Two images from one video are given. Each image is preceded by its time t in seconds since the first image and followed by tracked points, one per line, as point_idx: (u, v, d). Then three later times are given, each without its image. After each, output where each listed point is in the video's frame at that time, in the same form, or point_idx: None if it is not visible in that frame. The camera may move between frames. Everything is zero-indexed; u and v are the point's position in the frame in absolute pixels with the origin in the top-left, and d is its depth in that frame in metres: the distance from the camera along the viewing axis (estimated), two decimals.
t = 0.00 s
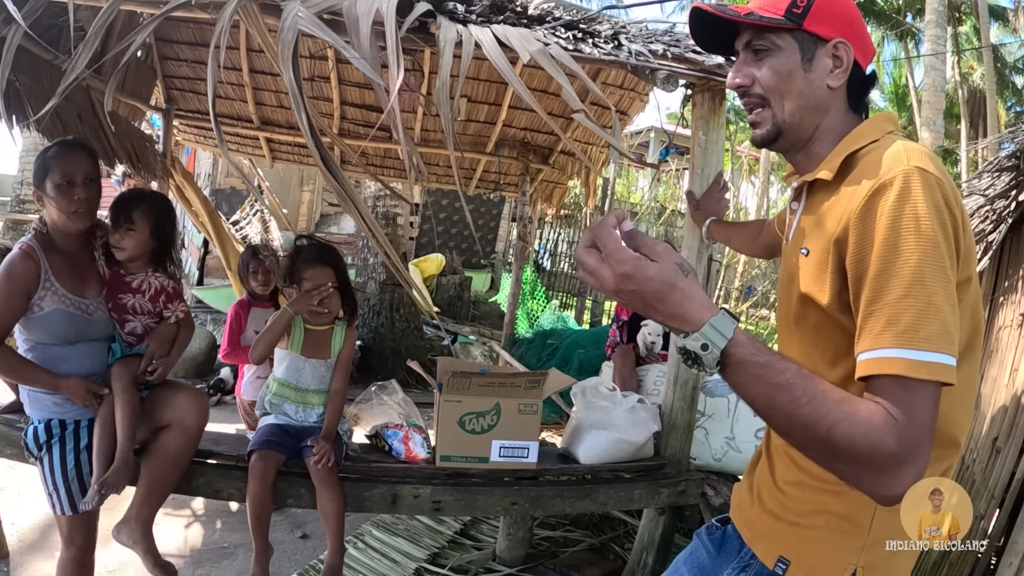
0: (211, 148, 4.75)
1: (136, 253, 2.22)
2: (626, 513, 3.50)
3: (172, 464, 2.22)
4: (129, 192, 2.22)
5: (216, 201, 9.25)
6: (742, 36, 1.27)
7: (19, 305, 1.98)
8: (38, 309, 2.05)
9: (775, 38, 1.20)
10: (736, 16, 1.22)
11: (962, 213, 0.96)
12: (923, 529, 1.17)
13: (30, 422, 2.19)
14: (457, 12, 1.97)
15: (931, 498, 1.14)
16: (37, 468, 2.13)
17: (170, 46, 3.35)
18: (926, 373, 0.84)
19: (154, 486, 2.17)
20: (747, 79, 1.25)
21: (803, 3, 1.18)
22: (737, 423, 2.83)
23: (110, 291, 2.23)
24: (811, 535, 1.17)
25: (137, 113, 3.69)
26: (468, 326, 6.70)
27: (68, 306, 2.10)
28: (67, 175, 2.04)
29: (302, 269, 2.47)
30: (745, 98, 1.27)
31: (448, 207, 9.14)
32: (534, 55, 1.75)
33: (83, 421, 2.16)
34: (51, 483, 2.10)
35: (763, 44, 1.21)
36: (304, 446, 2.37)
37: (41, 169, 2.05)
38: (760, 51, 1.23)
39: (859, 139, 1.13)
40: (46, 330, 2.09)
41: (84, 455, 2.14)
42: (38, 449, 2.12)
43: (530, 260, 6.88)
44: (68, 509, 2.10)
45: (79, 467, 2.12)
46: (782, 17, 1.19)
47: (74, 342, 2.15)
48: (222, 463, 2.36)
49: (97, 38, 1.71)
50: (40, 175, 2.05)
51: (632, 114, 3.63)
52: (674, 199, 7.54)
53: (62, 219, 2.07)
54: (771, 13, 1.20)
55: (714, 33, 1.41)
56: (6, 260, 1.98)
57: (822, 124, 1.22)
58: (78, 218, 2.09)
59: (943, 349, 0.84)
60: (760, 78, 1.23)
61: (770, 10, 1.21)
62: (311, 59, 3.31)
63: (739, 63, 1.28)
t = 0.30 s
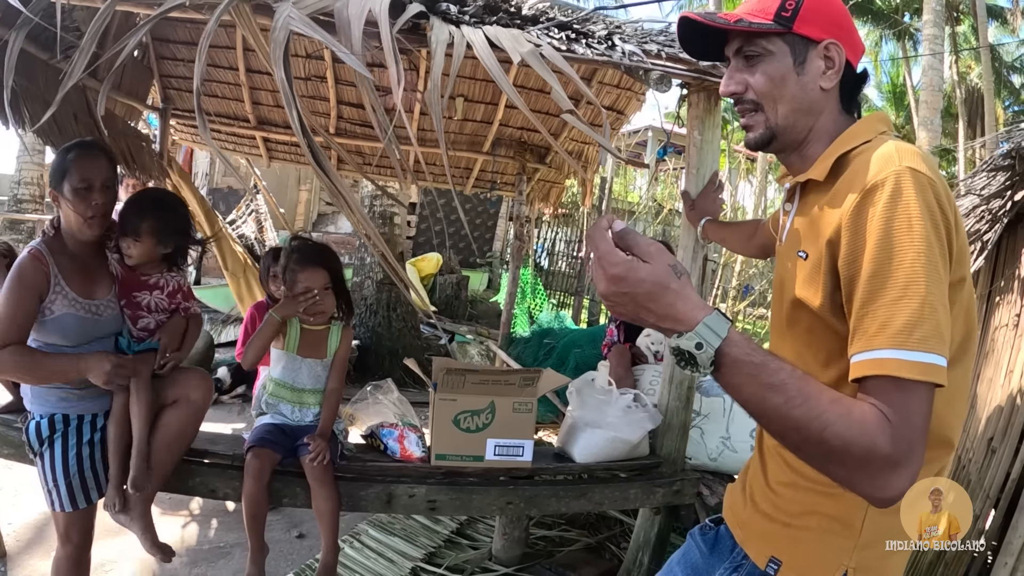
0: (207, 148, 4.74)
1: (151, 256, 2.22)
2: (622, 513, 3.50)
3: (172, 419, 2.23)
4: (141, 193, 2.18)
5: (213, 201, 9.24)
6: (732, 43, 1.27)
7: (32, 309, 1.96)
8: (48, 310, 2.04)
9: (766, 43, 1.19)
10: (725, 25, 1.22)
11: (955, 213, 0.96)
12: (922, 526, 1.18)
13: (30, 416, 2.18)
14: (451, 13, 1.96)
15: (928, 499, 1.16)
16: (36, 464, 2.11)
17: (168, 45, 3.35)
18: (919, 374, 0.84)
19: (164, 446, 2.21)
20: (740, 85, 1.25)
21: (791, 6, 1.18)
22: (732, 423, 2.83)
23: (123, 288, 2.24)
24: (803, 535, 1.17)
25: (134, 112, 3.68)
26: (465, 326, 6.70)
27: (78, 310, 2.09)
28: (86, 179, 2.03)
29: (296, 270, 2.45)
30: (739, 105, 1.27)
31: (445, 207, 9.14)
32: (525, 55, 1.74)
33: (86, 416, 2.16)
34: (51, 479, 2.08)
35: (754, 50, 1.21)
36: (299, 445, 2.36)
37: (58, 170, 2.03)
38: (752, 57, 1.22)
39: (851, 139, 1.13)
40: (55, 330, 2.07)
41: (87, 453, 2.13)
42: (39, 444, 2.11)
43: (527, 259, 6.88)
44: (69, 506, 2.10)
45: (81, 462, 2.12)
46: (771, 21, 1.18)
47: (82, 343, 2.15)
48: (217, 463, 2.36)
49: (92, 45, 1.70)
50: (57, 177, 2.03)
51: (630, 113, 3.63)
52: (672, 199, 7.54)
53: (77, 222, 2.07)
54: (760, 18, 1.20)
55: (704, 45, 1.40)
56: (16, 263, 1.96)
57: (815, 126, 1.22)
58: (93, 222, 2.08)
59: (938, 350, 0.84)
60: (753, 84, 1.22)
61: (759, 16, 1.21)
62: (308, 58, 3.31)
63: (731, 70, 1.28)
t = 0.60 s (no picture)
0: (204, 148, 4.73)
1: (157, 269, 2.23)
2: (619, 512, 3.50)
3: (178, 427, 2.23)
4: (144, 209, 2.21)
5: (211, 200, 9.25)
6: (718, 46, 1.27)
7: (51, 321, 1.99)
8: (59, 320, 2.05)
9: (750, 46, 1.20)
10: (710, 28, 1.22)
11: (943, 217, 0.95)
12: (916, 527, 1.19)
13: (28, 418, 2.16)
14: (442, 14, 1.96)
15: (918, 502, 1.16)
16: (36, 467, 2.11)
17: (164, 46, 3.35)
18: (904, 381, 0.84)
19: (167, 451, 2.22)
20: (726, 90, 1.25)
21: (776, 8, 1.18)
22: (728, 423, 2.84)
23: (129, 301, 2.24)
24: (793, 539, 1.17)
25: (131, 113, 3.68)
26: (463, 325, 6.70)
27: (87, 319, 2.10)
28: (96, 187, 2.07)
29: (291, 271, 2.47)
30: (726, 110, 1.26)
31: (443, 205, 9.14)
32: (514, 59, 1.74)
33: (86, 419, 2.14)
34: (53, 483, 2.09)
35: (739, 53, 1.21)
36: (294, 445, 2.36)
37: (69, 177, 2.06)
38: (737, 60, 1.22)
39: (840, 142, 1.13)
40: (65, 339, 2.08)
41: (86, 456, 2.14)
42: (40, 447, 2.10)
43: (524, 259, 6.88)
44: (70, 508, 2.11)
45: (82, 465, 2.13)
46: (756, 24, 1.18)
47: (87, 350, 2.15)
48: (212, 464, 2.36)
49: (84, 53, 1.70)
50: (68, 183, 2.06)
51: (626, 113, 3.62)
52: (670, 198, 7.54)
53: (86, 230, 2.09)
54: (744, 21, 1.20)
55: (690, 48, 1.41)
56: (23, 275, 1.96)
57: (802, 128, 1.22)
58: (102, 230, 2.11)
59: (923, 356, 0.84)
60: (739, 88, 1.22)
61: (744, 18, 1.21)
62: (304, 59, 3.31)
63: (716, 73, 1.28)
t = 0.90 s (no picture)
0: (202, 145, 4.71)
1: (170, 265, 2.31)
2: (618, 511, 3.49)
3: (177, 426, 2.23)
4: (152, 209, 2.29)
5: (210, 198, 9.25)
6: (713, 41, 1.25)
7: (54, 316, 1.97)
8: (60, 314, 2.03)
9: (745, 40, 1.18)
10: (703, 23, 1.20)
11: (941, 211, 0.94)
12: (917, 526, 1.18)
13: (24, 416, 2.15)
14: (437, 9, 1.95)
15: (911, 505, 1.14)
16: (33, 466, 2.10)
17: (162, 43, 3.34)
18: (902, 378, 0.83)
19: (163, 450, 2.20)
20: (721, 85, 1.23)
21: (770, 2, 1.17)
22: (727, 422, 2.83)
23: (136, 291, 2.28)
24: (793, 539, 1.16)
25: (129, 111, 3.65)
26: (462, 323, 6.69)
27: (88, 314, 2.09)
28: (99, 182, 2.07)
29: (287, 269, 2.44)
30: (721, 104, 1.25)
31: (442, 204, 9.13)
32: (509, 51, 1.73)
33: (81, 417, 2.13)
34: (49, 481, 2.08)
35: (733, 47, 1.20)
36: (291, 444, 2.35)
37: (72, 174, 2.06)
38: (732, 54, 1.21)
39: (837, 137, 1.12)
40: (65, 335, 2.07)
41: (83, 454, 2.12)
42: (35, 446, 2.09)
43: (523, 257, 6.87)
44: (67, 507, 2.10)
45: (78, 464, 2.11)
46: (750, 18, 1.17)
47: (86, 346, 2.13)
48: (209, 463, 2.35)
49: (77, 46, 1.68)
50: (71, 180, 2.06)
51: (625, 110, 3.60)
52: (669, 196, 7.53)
53: (90, 225, 2.08)
54: (739, 15, 1.19)
55: (686, 43, 1.39)
56: (26, 267, 1.95)
57: (798, 123, 1.21)
58: (108, 224, 2.10)
59: (920, 353, 0.83)
60: (734, 83, 1.21)
61: (738, 12, 1.20)
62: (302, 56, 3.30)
63: (711, 68, 1.26)
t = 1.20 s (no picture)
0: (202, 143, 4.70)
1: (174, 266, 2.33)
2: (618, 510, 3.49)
3: (178, 422, 2.22)
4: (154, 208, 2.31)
5: (210, 196, 9.24)
6: (714, 37, 1.25)
7: (58, 314, 1.97)
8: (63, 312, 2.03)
9: (745, 36, 1.17)
10: (704, 19, 1.20)
11: (942, 205, 0.93)
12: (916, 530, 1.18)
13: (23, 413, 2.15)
14: (439, 4, 1.94)
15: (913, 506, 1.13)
16: (30, 463, 2.09)
17: (162, 40, 3.34)
18: (901, 371, 0.82)
19: (165, 445, 2.20)
20: (722, 80, 1.23)
21: None
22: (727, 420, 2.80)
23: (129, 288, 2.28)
24: (795, 537, 1.15)
25: (129, 108, 3.63)
26: (462, 321, 6.69)
27: (90, 311, 2.09)
28: (99, 181, 2.06)
29: (282, 268, 2.41)
30: (721, 100, 1.24)
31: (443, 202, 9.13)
32: (510, 45, 1.72)
33: (81, 414, 2.13)
34: (46, 479, 2.07)
35: (734, 43, 1.19)
36: (291, 441, 2.34)
37: (71, 174, 2.05)
38: (733, 50, 1.20)
39: (838, 131, 1.11)
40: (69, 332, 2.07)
41: (80, 453, 2.11)
42: (33, 442, 2.08)
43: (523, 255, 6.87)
44: (64, 505, 2.09)
45: (76, 462, 2.10)
46: (751, 13, 1.16)
47: (86, 342, 2.13)
48: (209, 460, 2.34)
49: (69, 32, 1.67)
50: (70, 179, 2.05)
51: (626, 109, 3.59)
52: (670, 194, 7.53)
53: (91, 223, 2.07)
54: (739, 11, 1.18)
55: (687, 41, 1.38)
56: (28, 266, 1.93)
57: (798, 119, 1.20)
58: (108, 222, 2.10)
59: (920, 346, 0.82)
60: (735, 78, 1.20)
61: (738, 8, 1.19)
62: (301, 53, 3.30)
63: (713, 64, 1.25)
